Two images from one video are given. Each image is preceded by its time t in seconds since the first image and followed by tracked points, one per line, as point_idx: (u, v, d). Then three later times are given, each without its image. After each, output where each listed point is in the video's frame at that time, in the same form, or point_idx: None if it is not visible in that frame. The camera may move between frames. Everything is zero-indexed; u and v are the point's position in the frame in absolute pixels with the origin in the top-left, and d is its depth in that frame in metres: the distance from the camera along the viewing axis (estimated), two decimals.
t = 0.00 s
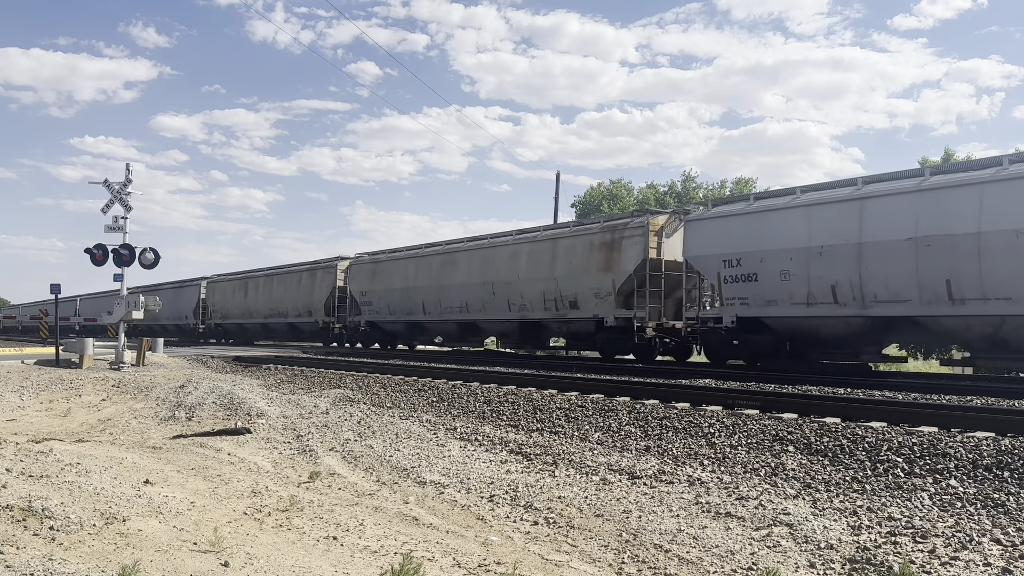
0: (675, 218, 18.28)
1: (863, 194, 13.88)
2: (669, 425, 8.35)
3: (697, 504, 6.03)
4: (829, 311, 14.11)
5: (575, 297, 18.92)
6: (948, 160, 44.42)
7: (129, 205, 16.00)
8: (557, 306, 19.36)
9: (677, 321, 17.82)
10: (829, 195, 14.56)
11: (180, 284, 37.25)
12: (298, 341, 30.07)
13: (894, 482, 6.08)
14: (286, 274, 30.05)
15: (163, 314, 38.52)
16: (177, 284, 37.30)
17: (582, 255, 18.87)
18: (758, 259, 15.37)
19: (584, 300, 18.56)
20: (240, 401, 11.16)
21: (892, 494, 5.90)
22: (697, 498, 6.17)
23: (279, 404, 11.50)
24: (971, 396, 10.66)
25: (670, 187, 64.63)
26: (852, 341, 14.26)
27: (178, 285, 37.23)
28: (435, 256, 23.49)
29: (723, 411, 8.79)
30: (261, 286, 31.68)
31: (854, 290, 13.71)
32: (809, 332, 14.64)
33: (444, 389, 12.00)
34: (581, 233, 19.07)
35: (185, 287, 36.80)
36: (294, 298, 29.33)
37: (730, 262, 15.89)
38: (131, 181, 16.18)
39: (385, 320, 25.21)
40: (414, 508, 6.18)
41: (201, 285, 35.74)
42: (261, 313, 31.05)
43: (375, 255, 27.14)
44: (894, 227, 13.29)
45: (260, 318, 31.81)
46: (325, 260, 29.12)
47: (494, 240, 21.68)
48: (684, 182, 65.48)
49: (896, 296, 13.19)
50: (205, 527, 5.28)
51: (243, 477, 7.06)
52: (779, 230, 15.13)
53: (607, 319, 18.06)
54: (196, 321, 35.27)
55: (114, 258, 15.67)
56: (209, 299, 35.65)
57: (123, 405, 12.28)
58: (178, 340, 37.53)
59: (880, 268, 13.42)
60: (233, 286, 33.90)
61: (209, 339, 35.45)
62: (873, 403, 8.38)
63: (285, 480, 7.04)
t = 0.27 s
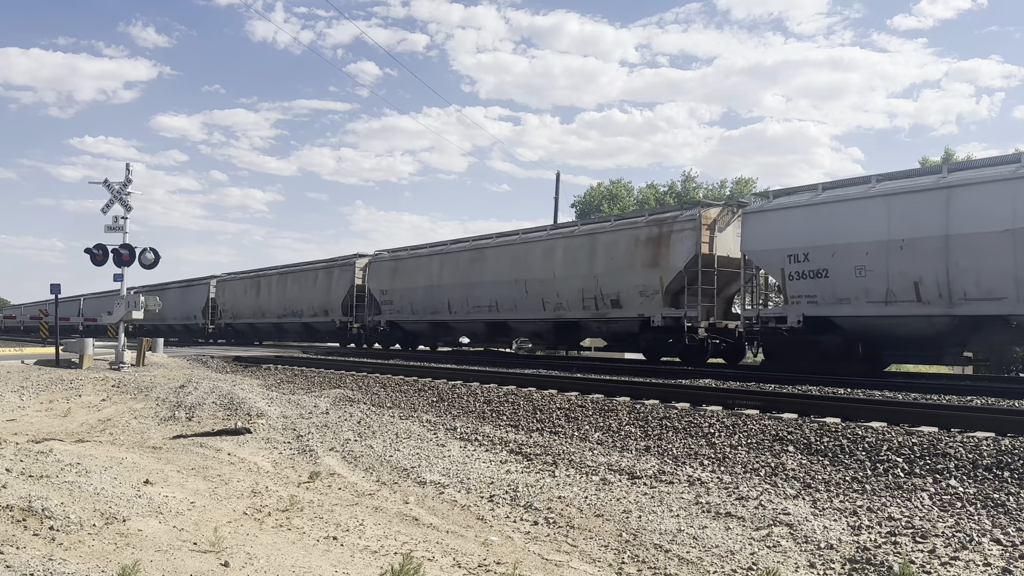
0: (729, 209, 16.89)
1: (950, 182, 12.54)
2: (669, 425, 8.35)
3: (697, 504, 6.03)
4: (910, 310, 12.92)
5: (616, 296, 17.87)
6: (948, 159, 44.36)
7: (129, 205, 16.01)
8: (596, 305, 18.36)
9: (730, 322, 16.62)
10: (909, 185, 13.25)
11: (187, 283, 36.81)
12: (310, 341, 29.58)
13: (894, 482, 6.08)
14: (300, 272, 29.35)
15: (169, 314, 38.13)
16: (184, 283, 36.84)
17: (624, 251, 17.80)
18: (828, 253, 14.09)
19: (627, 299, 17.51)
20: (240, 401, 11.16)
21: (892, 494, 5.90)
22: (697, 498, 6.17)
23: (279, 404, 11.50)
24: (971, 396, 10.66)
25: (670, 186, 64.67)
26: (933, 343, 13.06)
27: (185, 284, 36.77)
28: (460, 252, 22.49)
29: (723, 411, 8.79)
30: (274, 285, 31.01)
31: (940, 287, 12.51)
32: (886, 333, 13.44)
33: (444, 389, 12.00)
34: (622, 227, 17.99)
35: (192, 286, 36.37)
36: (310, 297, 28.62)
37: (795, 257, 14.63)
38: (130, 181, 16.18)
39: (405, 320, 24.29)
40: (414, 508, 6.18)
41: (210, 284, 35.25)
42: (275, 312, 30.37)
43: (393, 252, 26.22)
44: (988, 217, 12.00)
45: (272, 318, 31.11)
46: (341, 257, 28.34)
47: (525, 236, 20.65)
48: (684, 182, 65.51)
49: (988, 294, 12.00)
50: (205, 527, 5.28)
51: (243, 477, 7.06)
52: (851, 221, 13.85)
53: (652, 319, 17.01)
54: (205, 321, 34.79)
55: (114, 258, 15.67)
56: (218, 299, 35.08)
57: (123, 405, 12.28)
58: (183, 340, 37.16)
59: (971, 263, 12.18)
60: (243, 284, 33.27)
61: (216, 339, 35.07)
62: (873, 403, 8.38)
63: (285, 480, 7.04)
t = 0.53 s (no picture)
0: (789, 201, 16.12)
1: None
2: (669, 425, 8.35)
3: (697, 504, 6.03)
4: (1005, 309, 12.18)
5: (667, 293, 17.19)
6: (948, 159, 44.29)
7: (129, 205, 16.00)
8: (642, 303, 17.77)
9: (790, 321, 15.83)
10: (1004, 171, 12.37)
11: (195, 283, 36.35)
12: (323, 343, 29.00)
13: (894, 482, 6.08)
14: (316, 270, 28.63)
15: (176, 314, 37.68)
16: (193, 283, 36.33)
17: (676, 246, 17.09)
18: (912, 248, 13.29)
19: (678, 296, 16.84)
20: (240, 401, 11.16)
21: (892, 494, 5.90)
22: (697, 498, 6.17)
23: (279, 404, 11.50)
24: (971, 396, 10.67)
25: (670, 187, 64.68)
26: None
27: (194, 284, 36.28)
28: (492, 249, 21.88)
29: (723, 411, 8.79)
30: (289, 284, 30.29)
31: None
32: (976, 333, 12.75)
33: (444, 389, 12.00)
34: (673, 221, 17.26)
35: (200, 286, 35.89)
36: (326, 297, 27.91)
37: (876, 251, 13.82)
38: (130, 181, 16.17)
39: (431, 319, 23.60)
40: (414, 508, 6.18)
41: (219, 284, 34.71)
42: (289, 312, 29.70)
43: (416, 249, 25.53)
44: None
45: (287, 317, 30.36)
46: (360, 255, 27.53)
47: (562, 231, 20.04)
48: (684, 182, 65.51)
49: None
50: (205, 527, 5.29)
51: (243, 477, 7.07)
52: (937, 214, 13.00)
53: (703, 318, 16.41)
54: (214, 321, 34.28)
55: (114, 258, 15.66)
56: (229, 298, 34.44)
57: (123, 405, 12.28)
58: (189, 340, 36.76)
59: None
60: (256, 283, 32.60)
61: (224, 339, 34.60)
62: (873, 403, 8.38)
63: (285, 480, 7.04)
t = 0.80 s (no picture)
0: (858, 192, 14.80)
1: None
2: (669, 425, 8.35)
3: (697, 504, 6.04)
4: None
5: (719, 291, 15.88)
6: (948, 159, 44.26)
7: (129, 205, 16.01)
8: (692, 302, 16.41)
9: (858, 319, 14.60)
10: None
11: (202, 283, 35.93)
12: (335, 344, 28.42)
13: (894, 482, 6.08)
14: (333, 268, 28.05)
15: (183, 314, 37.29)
16: (201, 282, 35.88)
17: (730, 240, 15.74)
18: (1007, 240, 12.00)
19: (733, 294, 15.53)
20: (240, 401, 11.16)
21: (892, 494, 5.90)
22: (697, 498, 6.17)
23: (279, 404, 11.49)
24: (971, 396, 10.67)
25: (670, 187, 64.69)
26: None
27: (202, 284, 35.83)
28: (523, 245, 20.67)
29: (723, 411, 8.79)
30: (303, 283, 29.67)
31: None
32: None
33: (444, 389, 12.00)
34: (727, 213, 15.91)
35: (208, 285, 35.44)
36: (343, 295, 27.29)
37: (964, 244, 12.54)
38: (130, 181, 16.17)
39: (456, 319, 22.54)
40: (414, 508, 6.18)
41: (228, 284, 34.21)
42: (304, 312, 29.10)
43: (439, 246, 24.42)
44: None
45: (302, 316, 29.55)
46: (379, 252, 26.61)
47: (600, 226, 18.77)
48: (684, 182, 65.52)
49: None
50: (205, 527, 5.28)
51: (243, 477, 7.07)
52: None
53: (765, 318, 15.05)
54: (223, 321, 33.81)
55: (114, 258, 15.66)
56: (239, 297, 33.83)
57: (123, 405, 12.28)
58: (196, 340, 36.41)
59: None
60: (268, 282, 31.99)
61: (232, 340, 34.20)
62: (873, 403, 8.39)
63: (285, 480, 7.04)
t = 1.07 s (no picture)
0: (939, 182, 13.79)
1: None
2: (669, 425, 8.35)
3: (696, 504, 6.04)
4: None
5: (786, 289, 15.06)
6: (949, 159, 44.14)
7: (129, 205, 16.00)
8: (752, 300, 15.63)
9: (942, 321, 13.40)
10: None
11: (212, 282, 35.60)
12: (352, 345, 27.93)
13: (894, 482, 6.08)
14: (354, 266, 27.65)
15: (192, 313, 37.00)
16: (213, 281, 35.55)
17: (797, 234, 14.93)
18: None
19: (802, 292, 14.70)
20: (241, 401, 11.16)
21: (892, 494, 5.90)
22: (697, 498, 6.17)
23: (279, 404, 11.50)
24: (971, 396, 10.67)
25: (670, 187, 64.72)
26: None
27: (213, 283, 35.51)
28: (563, 241, 20.02)
29: (723, 411, 8.79)
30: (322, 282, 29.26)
31: None
32: None
33: (444, 389, 12.01)
34: (794, 205, 15.10)
35: (219, 284, 35.09)
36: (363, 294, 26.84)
37: None
38: (131, 181, 16.17)
39: (487, 318, 21.88)
40: (415, 507, 6.18)
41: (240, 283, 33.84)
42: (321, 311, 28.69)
43: (469, 243, 23.85)
44: None
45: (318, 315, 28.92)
46: (401, 250, 25.97)
47: (648, 220, 18.09)
48: (684, 182, 65.54)
49: None
50: (205, 527, 5.28)
51: (243, 477, 7.06)
52: None
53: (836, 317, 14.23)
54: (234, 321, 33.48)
55: (114, 258, 15.66)
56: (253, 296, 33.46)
57: (123, 405, 12.28)
58: (205, 340, 36.17)
59: None
60: (283, 281, 31.59)
61: (243, 339, 33.90)
62: (873, 403, 8.39)
63: (285, 480, 7.04)
